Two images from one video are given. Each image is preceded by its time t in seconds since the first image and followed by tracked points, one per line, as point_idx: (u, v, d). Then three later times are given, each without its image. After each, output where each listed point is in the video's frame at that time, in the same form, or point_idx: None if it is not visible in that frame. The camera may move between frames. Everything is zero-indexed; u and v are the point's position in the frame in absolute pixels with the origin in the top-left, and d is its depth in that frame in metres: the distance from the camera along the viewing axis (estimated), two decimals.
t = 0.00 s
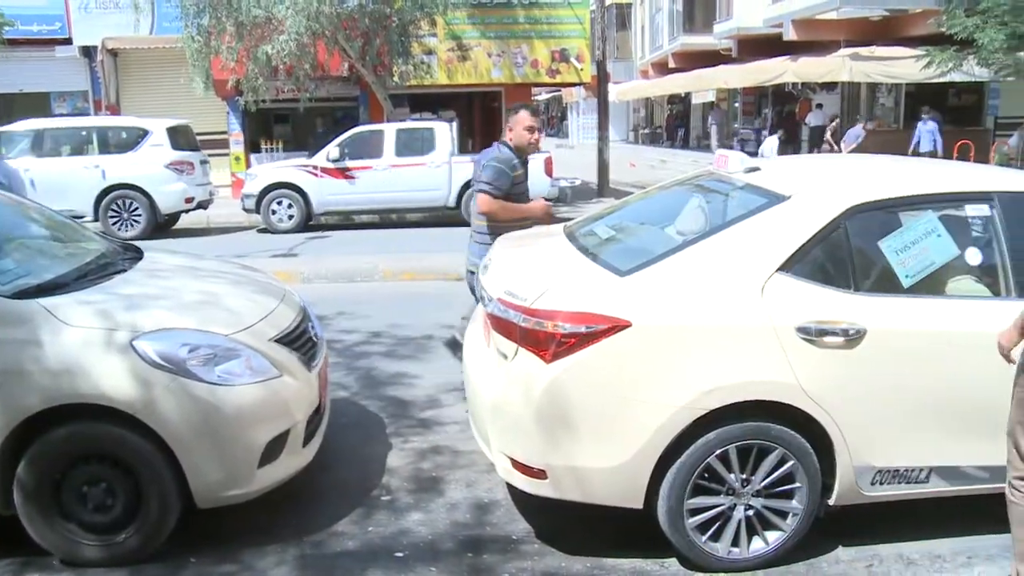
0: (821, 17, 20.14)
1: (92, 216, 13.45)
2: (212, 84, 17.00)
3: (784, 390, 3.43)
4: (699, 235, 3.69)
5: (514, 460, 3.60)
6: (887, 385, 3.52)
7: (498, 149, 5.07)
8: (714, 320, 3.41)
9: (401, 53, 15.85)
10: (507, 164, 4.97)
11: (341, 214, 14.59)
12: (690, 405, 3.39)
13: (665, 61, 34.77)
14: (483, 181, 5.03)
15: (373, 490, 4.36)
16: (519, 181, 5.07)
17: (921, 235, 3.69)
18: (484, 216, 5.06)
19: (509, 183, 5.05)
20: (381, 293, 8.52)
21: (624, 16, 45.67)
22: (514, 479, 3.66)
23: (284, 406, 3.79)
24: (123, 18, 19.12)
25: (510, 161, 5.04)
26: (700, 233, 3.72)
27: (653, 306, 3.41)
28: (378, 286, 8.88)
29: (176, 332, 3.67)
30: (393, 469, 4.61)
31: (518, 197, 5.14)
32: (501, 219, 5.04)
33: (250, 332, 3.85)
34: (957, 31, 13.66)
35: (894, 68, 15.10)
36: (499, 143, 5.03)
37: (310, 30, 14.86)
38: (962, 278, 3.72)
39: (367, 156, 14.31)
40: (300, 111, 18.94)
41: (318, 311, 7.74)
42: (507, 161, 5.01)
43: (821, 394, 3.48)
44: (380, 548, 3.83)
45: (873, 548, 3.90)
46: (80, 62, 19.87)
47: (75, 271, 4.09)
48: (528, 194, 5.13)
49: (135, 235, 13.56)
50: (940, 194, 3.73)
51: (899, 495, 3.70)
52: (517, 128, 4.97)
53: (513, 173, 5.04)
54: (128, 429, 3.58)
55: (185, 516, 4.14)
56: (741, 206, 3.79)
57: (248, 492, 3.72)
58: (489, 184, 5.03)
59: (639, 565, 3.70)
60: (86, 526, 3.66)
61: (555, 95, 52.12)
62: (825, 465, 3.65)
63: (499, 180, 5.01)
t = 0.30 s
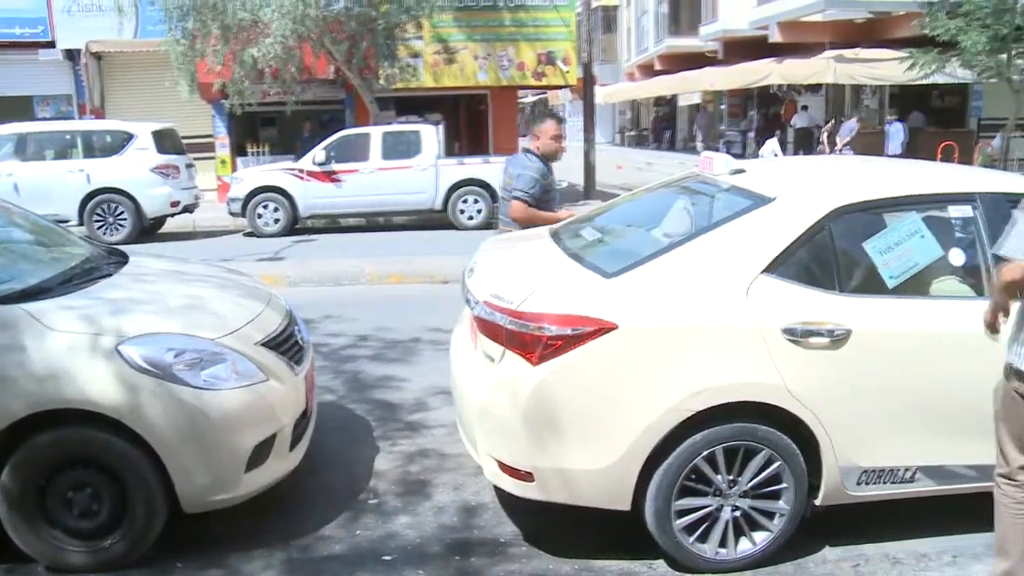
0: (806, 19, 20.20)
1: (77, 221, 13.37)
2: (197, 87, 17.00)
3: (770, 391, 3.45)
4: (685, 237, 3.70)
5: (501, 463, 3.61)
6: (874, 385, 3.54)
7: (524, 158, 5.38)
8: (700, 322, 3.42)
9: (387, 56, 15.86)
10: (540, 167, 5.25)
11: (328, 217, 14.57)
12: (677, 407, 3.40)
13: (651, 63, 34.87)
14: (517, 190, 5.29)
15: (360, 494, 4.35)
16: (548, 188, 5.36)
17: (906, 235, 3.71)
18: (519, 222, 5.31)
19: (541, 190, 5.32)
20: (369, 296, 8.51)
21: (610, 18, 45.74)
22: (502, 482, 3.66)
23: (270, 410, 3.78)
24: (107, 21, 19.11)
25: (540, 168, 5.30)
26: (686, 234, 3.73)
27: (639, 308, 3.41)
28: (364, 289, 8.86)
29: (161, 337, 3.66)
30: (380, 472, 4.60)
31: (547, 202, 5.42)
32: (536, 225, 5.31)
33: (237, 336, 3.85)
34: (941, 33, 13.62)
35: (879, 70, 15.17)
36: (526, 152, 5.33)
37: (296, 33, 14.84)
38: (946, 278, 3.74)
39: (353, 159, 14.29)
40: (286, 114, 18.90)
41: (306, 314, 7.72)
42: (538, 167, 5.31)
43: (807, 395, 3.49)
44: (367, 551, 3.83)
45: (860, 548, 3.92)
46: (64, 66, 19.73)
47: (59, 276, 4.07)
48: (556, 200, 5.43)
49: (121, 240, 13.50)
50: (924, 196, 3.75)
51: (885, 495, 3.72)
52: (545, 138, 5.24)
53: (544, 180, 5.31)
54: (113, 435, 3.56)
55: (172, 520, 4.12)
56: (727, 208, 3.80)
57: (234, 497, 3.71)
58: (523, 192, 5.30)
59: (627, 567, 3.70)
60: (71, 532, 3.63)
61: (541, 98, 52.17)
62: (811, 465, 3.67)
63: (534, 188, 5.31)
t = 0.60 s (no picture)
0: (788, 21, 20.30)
1: (57, 224, 13.27)
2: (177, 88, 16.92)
3: (752, 391, 3.46)
4: (667, 237, 3.71)
5: (483, 464, 3.61)
6: (856, 385, 3.57)
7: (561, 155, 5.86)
8: (682, 323, 3.44)
9: (369, 58, 15.84)
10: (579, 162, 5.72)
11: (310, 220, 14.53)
12: (659, 407, 3.41)
13: (633, 65, 34.97)
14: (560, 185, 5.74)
15: (342, 497, 4.34)
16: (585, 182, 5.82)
17: (886, 236, 3.73)
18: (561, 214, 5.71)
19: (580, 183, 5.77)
20: (350, 298, 8.50)
21: (591, 20, 45.79)
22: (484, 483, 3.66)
23: (253, 413, 3.77)
24: (87, 22, 18.94)
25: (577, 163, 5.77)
26: (667, 235, 3.74)
27: (620, 310, 3.42)
28: (346, 292, 8.84)
29: (142, 341, 3.63)
30: (363, 475, 4.59)
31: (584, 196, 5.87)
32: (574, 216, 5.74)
33: (218, 339, 3.83)
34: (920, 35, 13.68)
35: (859, 72, 15.27)
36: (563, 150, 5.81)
37: (277, 35, 14.78)
38: (926, 278, 3.77)
39: (336, 162, 14.25)
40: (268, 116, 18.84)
41: (287, 317, 7.70)
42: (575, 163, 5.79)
43: (789, 396, 3.51)
44: (351, 554, 3.82)
45: (841, 547, 3.94)
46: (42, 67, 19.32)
47: (38, 279, 4.04)
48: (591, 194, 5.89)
49: (101, 243, 13.41)
50: (903, 196, 3.78)
51: (867, 494, 3.74)
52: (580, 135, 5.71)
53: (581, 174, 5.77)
54: (94, 439, 3.54)
55: (155, 525, 4.10)
56: (708, 208, 3.81)
57: (217, 500, 3.70)
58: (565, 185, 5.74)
59: (611, 568, 3.70)
60: (52, 538, 3.60)
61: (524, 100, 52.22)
62: (793, 464, 3.69)
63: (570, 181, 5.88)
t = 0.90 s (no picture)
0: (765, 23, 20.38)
1: (30, 226, 13.15)
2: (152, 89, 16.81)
3: (728, 392, 3.48)
4: (643, 239, 3.73)
5: (461, 466, 3.61)
6: (831, 386, 3.60)
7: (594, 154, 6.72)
8: (658, 323, 3.45)
9: (346, 60, 15.83)
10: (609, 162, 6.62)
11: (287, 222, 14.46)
12: (635, 408, 3.42)
13: (610, 67, 35.08)
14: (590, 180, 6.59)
15: (318, 499, 4.32)
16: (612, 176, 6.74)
17: (860, 238, 3.76)
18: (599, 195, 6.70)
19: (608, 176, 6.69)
20: (327, 301, 8.47)
21: (569, 22, 45.86)
22: (460, 486, 3.65)
23: (229, 416, 3.75)
24: (59, 21, 18.69)
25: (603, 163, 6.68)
26: (644, 237, 3.75)
27: (596, 311, 3.43)
28: (322, 294, 8.82)
29: (117, 344, 3.61)
30: (340, 478, 4.58)
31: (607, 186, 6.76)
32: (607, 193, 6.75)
33: (194, 342, 3.81)
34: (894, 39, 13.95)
35: (834, 75, 15.43)
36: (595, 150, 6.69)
37: (253, 37, 14.72)
38: (900, 279, 3.80)
39: (312, 163, 14.20)
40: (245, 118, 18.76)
41: (264, 320, 7.66)
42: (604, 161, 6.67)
43: (765, 396, 3.53)
44: (327, 557, 3.81)
45: (817, 546, 3.97)
46: (15, 66, 19.40)
47: (11, 281, 4.01)
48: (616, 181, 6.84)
49: (75, 245, 13.31)
50: (876, 198, 3.81)
51: (841, 493, 3.77)
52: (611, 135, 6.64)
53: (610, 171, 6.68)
54: (67, 443, 3.51)
55: (130, 529, 4.07)
56: (685, 210, 3.83)
57: (193, 504, 3.68)
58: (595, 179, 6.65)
59: (587, 569, 3.71)
60: (24, 544, 3.57)
61: (501, 102, 52.24)
62: (768, 464, 3.71)
63: (601, 179, 7.65)
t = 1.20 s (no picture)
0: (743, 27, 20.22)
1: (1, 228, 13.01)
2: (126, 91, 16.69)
3: (703, 392, 3.50)
4: (619, 240, 3.74)
5: (437, 468, 3.60)
6: (806, 385, 3.62)
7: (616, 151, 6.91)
8: (634, 324, 3.47)
9: (322, 61, 15.83)
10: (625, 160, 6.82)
11: (263, 224, 14.40)
12: (610, 409, 3.43)
13: (587, 69, 35.16)
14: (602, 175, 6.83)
15: (294, 503, 4.30)
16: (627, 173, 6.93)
17: (833, 239, 3.79)
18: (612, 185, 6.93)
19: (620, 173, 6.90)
20: (302, 303, 8.44)
21: (545, 25, 45.94)
22: (437, 488, 3.65)
23: (204, 419, 3.73)
24: (29, 20, 18.30)
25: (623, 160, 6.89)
26: (618, 238, 3.76)
27: (572, 312, 3.45)
28: (297, 297, 8.77)
29: (90, 347, 3.58)
30: (316, 480, 4.56)
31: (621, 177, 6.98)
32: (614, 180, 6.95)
33: (168, 345, 3.79)
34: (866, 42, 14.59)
35: (808, 77, 15.63)
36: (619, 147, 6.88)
37: (228, 38, 14.65)
38: (873, 280, 3.83)
39: (288, 165, 14.15)
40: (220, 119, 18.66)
41: (239, 322, 7.62)
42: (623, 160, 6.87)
43: (740, 397, 3.56)
44: (303, 560, 3.79)
45: (792, 545, 4.00)
46: None
47: None
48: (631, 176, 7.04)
49: (47, 248, 13.20)
50: (849, 199, 3.85)
51: (816, 492, 3.80)
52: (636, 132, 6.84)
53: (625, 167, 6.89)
54: (40, 447, 3.47)
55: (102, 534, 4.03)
56: (660, 211, 3.85)
57: (168, 508, 3.65)
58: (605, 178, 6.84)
59: (563, 570, 3.72)
60: None
61: (478, 104, 52.22)
62: (743, 465, 3.73)
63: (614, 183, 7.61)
